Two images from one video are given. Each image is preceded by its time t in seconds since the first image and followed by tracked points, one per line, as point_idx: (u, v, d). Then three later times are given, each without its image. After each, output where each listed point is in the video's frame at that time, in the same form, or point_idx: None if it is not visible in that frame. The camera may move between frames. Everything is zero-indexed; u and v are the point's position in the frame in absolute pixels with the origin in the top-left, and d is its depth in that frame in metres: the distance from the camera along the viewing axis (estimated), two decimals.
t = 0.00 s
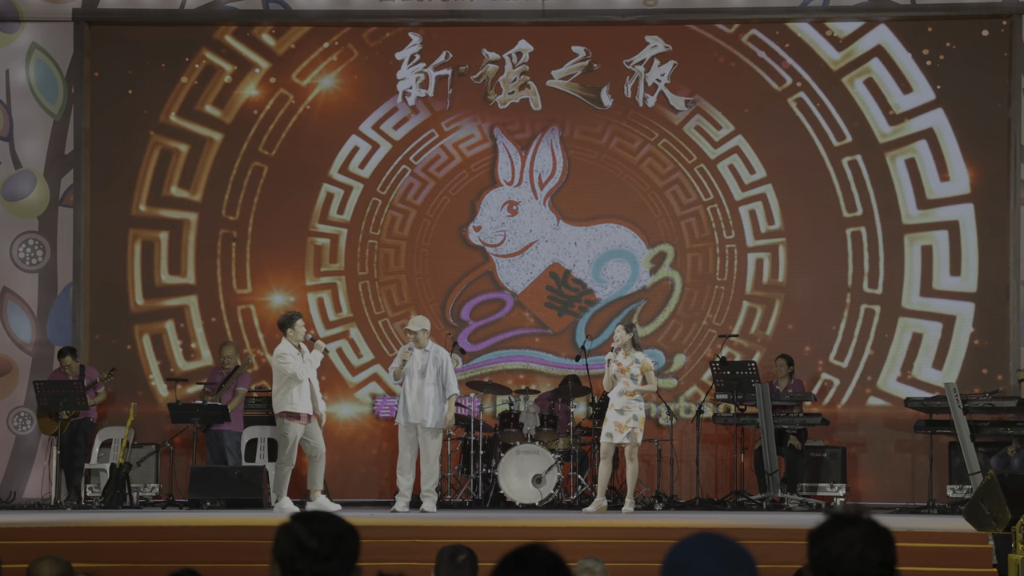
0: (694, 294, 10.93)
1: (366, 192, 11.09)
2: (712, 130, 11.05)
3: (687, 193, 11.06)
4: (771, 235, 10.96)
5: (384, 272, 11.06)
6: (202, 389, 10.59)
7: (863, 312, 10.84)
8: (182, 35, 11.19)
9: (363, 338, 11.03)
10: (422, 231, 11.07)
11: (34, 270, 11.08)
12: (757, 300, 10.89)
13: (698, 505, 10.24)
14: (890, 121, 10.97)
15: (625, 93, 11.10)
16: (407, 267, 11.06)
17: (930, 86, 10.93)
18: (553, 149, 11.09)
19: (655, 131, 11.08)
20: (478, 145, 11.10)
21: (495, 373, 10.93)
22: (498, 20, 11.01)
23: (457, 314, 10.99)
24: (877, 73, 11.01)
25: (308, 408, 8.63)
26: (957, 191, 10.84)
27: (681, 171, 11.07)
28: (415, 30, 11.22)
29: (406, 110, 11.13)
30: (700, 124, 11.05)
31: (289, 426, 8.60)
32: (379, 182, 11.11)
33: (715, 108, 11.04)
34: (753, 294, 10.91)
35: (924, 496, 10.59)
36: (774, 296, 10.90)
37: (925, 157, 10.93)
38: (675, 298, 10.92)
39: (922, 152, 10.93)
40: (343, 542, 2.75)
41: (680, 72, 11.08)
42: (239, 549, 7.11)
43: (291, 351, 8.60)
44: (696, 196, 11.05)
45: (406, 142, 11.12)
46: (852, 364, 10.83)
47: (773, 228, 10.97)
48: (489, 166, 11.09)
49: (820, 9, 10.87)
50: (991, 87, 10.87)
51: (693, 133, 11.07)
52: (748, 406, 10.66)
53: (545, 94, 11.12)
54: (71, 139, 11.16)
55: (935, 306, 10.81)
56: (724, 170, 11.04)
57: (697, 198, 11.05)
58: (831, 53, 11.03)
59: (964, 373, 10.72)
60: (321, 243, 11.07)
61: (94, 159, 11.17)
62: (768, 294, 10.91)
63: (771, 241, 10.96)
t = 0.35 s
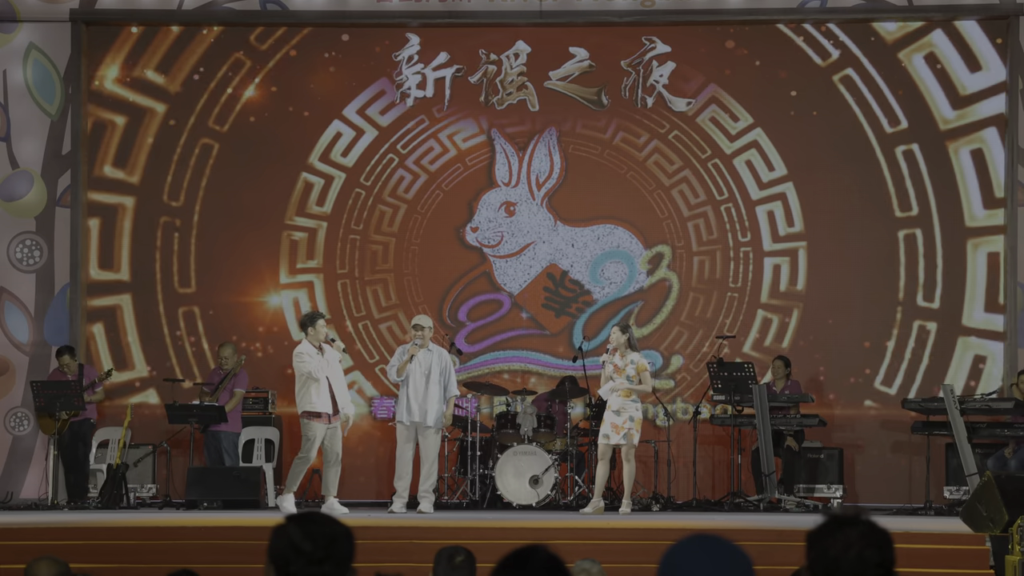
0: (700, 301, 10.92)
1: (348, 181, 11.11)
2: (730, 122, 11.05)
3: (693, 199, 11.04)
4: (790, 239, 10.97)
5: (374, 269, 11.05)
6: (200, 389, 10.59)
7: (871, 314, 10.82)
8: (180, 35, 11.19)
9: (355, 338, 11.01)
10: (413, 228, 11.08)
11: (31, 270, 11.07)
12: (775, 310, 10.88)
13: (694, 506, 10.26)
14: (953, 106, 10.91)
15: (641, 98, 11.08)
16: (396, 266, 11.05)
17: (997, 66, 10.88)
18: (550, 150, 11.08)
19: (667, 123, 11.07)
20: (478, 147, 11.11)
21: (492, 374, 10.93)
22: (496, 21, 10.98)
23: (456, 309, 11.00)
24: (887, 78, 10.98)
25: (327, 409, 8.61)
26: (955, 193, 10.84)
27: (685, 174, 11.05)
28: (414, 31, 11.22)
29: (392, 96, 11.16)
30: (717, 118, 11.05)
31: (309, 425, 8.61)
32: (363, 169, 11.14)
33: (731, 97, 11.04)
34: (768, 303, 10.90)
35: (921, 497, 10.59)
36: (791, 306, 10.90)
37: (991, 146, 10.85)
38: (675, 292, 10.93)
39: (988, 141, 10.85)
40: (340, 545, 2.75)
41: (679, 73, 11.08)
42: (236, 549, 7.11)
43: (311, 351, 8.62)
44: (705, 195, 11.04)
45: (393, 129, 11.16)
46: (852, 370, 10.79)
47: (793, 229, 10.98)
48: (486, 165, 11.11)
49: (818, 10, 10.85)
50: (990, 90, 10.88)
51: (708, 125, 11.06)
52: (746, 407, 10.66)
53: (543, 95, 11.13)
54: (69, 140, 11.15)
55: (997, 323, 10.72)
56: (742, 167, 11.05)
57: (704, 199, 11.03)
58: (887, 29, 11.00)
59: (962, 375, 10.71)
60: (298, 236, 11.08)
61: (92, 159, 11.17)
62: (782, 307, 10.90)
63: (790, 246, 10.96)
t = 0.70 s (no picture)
0: (708, 309, 10.89)
1: (336, 174, 11.12)
2: (750, 116, 11.04)
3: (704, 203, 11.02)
4: (813, 244, 10.93)
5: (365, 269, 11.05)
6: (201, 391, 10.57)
7: (873, 317, 10.79)
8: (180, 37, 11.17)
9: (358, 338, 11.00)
10: (407, 225, 11.06)
11: (31, 271, 11.05)
12: (793, 321, 10.84)
13: (695, 510, 10.26)
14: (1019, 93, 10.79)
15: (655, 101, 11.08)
16: (388, 265, 11.04)
17: None
18: (551, 153, 11.06)
19: (681, 118, 11.06)
20: (480, 147, 11.10)
21: (494, 376, 10.88)
22: (497, 23, 10.97)
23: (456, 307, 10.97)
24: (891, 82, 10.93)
25: (338, 411, 8.60)
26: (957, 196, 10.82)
27: (693, 176, 11.04)
28: (415, 33, 11.21)
29: (383, 84, 11.17)
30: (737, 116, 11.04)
31: (320, 428, 8.58)
32: (350, 161, 11.15)
33: (749, 87, 11.03)
34: (787, 313, 10.87)
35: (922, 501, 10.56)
36: (812, 317, 10.84)
37: None
38: (682, 292, 10.92)
39: None
40: (337, 550, 2.73)
41: (680, 75, 11.08)
42: (237, 552, 7.10)
43: (322, 353, 8.61)
44: (710, 198, 11.02)
45: (385, 117, 11.16)
46: (852, 376, 10.75)
47: (815, 233, 10.95)
48: (487, 166, 11.09)
49: (819, 12, 10.81)
50: (992, 92, 10.86)
51: (726, 118, 11.06)
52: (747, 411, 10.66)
53: (544, 97, 11.10)
54: (69, 141, 11.14)
55: None
56: (760, 165, 11.04)
57: (714, 201, 11.02)
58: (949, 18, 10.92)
59: (964, 381, 10.69)
60: (278, 232, 11.08)
61: (93, 161, 11.15)
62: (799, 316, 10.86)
63: (811, 253, 10.92)
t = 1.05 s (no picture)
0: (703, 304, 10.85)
1: (318, 160, 11.07)
2: (777, 104, 10.98)
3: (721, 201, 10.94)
4: (846, 248, 10.83)
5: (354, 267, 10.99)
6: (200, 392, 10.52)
7: (877, 318, 10.74)
8: (182, 36, 11.13)
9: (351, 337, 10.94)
10: (401, 220, 11.00)
11: (31, 271, 11.00)
12: (822, 335, 10.76)
13: (698, 512, 10.24)
14: None
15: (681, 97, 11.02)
16: (378, 262, 10.98)
17: None
18: (554, 153, 11.01)
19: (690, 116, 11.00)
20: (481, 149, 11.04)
21: (495, 377, 10.83)
22: (499, 23, 10.93)
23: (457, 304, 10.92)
24: (895, 82, 10.87)
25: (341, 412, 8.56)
26: (961, 197, 10.77)
27: (709, 173, 10.98)
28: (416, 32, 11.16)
29: (370, 64, 11.13)
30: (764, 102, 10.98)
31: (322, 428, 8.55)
32: (336, 149, 11.09)
33: (776, 72, 10.97)
34: (816, 326, 10.79)
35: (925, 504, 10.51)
36: (842, 330, 10.76)
37: None
38: (696, 295, 10.86)
39: None
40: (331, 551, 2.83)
41: (683, 76, 11.01)
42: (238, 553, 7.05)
43: (325, 353, 8.56)
44: (712, 202, 10.95)
45: (373, 99, 11.11)
46: (855, 377, 10.70)
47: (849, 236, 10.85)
48: (489, 167, 11.02)
49: (823, 13, 10.78)
50: (997, 93, 10.80)
51: (751, 107, 10.99)
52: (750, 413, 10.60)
53: (547, 97, 11.05)
54: (70, 140, 11.09)
55: None
56: (786, 159, 10.96)
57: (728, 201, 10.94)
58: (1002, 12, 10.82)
59: (969, 384, 10.61)
60: (253, 224, 11.02)
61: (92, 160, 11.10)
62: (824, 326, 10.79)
63: (845, 259, 10.82)
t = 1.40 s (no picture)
0: (711, 305, 10.39)
1: (286, 137, 10.65)
2: (822, 83, 10.52)
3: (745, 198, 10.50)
4: (897, 252, 10.36)
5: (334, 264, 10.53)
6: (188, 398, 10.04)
7: (893, 319, 10.30)
8: (171, 25, 10.71)
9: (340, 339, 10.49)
10: (387, 211, 10.56)
11: (12, 270, 10.60)
12: (866, 351, 10.28)
13: (707, 522, 9.80)
14: None
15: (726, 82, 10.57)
16: (362, 260, 10.53)
17: None
18: (557, 148, 10.57)
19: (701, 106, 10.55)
20: (479, 145, 10.59)
21: (495, 382, 10.39)
22: (500, 11, 10.54)
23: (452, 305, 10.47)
24: (913, 72, 10.45)
25: (334, 419, 8.11)
26: (982, 194, 10.30)
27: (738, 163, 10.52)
28: (414, 22, 10.74)
29: (349, 28, 10.72)
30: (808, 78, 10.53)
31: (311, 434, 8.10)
32: (306, 124, 10.66)
33: (820, 48, 10.53)
34: (859, 341, 10.31)
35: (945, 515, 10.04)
36: (891, 346, 10.27)
37: None
38: (719, 305, 10.39)
39: None
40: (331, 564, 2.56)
41: (691, 67, 10.58)
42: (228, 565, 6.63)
43: (318, 358, 8.09)
44: (721, 204, 10.49)
45: (349, 69, 10.69)
46: (870, 382, 10.25)
47: (900, 237, 10.38)
48: (491, 162, 10.58)
49: (838, 2, 10.37)
50: (1019, 85, 10.36)
51: (791, 85, 10.53)
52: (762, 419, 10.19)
53: (549, 89, 10.61)
54: (52, 134, 10.67)
55: None
56: (832, 146, 10.52)
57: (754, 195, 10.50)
58: None
59: (991, 388, 10.11)
60: (209, 212, 10.60)
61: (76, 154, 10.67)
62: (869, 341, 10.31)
63: (896, 264, 10.35)
